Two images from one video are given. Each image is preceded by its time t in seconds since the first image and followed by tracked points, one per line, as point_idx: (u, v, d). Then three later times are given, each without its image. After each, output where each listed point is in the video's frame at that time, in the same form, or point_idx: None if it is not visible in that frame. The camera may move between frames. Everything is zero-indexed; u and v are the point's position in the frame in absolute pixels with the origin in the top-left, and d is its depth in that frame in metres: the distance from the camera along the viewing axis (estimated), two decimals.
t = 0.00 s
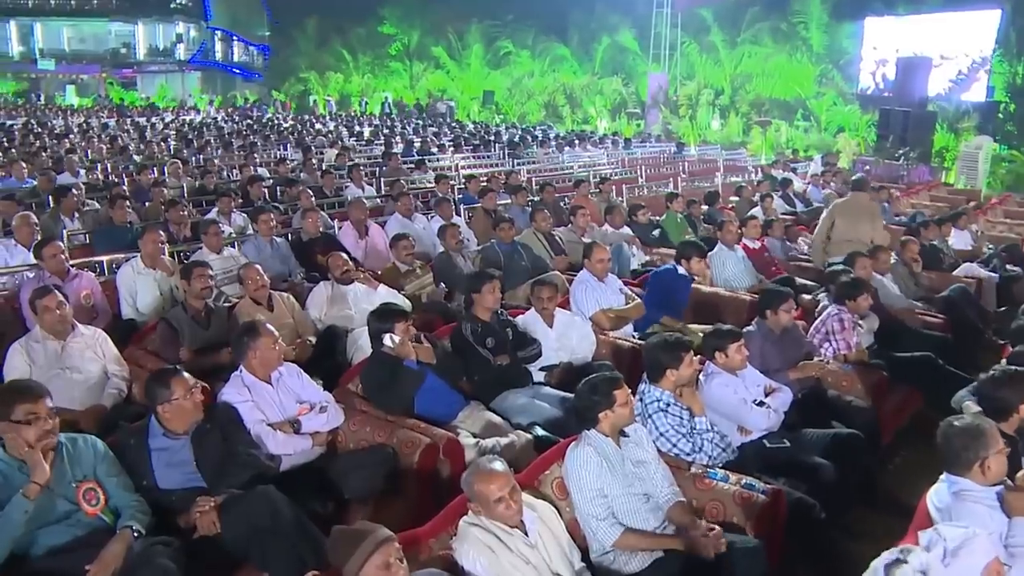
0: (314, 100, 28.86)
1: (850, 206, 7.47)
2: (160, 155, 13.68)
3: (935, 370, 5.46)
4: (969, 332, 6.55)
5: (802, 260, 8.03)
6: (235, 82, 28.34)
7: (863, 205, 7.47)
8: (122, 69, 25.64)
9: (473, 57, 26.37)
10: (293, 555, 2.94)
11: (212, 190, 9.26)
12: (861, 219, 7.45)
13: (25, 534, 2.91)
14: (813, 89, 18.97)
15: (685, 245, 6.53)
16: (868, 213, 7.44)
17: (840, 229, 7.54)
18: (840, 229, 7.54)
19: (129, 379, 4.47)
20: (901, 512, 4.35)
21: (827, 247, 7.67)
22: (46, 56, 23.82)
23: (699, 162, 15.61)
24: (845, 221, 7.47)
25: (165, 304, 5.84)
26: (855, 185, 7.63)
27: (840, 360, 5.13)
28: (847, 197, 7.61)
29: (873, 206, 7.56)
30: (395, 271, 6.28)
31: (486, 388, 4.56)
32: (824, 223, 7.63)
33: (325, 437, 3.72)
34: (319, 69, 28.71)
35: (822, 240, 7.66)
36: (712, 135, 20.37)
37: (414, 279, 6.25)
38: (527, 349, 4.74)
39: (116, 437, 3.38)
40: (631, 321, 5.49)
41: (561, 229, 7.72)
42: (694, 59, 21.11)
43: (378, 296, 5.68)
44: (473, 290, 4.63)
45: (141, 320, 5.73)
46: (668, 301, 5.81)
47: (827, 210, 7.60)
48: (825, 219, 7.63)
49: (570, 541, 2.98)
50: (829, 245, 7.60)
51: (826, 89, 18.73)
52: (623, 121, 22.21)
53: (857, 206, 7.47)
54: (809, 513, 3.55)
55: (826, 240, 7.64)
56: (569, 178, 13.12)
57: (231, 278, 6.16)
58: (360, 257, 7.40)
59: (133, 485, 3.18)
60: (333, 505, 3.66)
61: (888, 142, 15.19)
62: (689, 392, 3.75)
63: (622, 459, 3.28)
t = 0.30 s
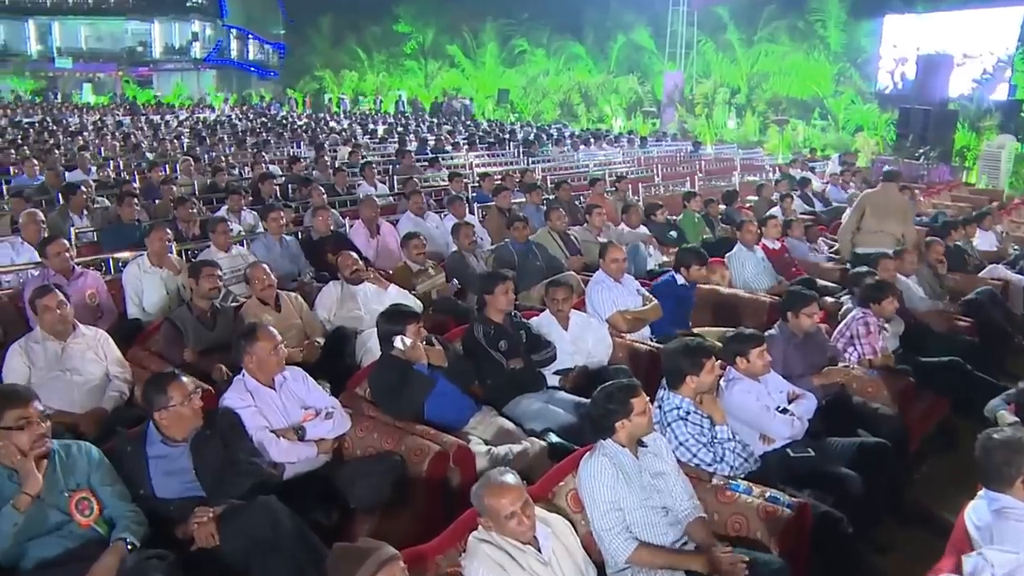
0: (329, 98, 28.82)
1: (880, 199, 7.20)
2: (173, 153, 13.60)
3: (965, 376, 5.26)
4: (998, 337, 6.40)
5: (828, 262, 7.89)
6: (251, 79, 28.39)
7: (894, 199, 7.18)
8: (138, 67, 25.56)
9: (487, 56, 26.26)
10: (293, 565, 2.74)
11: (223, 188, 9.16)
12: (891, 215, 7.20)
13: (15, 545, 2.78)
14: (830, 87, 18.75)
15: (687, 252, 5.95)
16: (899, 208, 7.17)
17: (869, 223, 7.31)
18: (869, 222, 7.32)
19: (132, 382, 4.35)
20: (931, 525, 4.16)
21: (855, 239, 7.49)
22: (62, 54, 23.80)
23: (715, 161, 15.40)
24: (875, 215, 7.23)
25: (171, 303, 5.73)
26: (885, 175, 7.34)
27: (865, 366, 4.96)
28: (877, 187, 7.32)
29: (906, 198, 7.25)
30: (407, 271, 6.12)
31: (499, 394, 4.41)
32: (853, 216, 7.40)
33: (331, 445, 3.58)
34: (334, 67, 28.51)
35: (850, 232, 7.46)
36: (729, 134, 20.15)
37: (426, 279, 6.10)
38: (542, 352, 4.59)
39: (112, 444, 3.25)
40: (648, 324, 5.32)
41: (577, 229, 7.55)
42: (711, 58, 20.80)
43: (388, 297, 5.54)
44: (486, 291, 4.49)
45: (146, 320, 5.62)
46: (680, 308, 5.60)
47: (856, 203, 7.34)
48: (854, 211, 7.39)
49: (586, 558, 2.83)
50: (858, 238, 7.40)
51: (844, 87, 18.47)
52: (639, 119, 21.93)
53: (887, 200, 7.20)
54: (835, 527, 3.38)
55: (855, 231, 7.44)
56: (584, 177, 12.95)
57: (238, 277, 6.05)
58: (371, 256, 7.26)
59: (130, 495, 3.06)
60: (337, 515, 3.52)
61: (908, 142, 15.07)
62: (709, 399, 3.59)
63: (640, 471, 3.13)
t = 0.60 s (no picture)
0: (339, 96, 28.81)
1: (904, 196, 7.13)
2: (182, 151, 13.50)
3: (988, 385, 5.09)
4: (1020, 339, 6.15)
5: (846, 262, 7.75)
6: (262, 78, 28.25)
7: (918, 196, 7.12)
8: (151, 66, 25.43)
9: (498, 54, 26.07)
10: None
11: (230, 185, 9.05)
12: (915, 212, 7.11)
13: None
14: (844, 86, 18.58)
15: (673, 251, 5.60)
16: (923, 205, 7.10)
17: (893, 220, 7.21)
18: (892, 220, 7.21)
19: (130, 384, 4.24)
20: (955, 537, 3.99)
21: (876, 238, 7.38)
22: (76, 52, 23.51)
23: (728, 160, 15.20)
24: (900, 212, 7.14)
25: (174, 303, 5.62)
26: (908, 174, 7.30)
27: (885, 370, 4.80)
28: (900, 185, 7.26)
29: (931, 197, 7.16)
30: (415, 270, 5.97)
31: (507, 398, 4.28)
32: (876, 214, 7.30)
33: (334, 451, 3.45)
34: (345, 65, 28.46)
35: (873, 229, 7.35)
36: (741, 134, 19.60)
37: (434, 279, 5.96)
38: (552, 355, 4.41)
39: (105, 450, 3.12)
40: (662, 325, 5.17)
41: (588, 228, 7.41)
42: (724, 57, 20.45)
43: (395, 297, 5.41)
44: (495, 292, 4.32)
45: (149, 320, 5.51)
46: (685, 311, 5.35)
47: (880, 200, 7.26)
48: (878, 208, 7.30)
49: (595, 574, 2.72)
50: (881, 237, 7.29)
51: (858, 86, 18.27)
52: (651, 118, 21.56)
53: (910, 197, 7.13)
54: (858, 541, 3.23)
55: (878, 229, 7.33)
56: (596, 176, 12.81)
57: (243, 276, 5.93)
58: (378, 255, 7.14)
59: (122, 503, 2.95)
60: (338, 524, 3.38)
61: (924, 141, 14.86)
62: (726, 405, 3.43)
63: (654, 482, 2.98)
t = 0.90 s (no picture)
0: (352, 95, 28.40)
1: (939, 195, 6.94)
2: (192, 148, 13.44)
3: (1016, 393, 4.87)
4: None
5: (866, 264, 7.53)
6: (274, 76, 28.42)
7: (953, 196, 6.94)
8: (164, 64, 26.62)
9: (512, 53, 25.68)
10: None
11: (238, 183, 8.95)
12: (950, 212, 6.93)
13: None
14: (859, 85, 18.35)
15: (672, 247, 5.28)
16: (958, 205, 6.92)
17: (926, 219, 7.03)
18: (925, 220, 7.03)
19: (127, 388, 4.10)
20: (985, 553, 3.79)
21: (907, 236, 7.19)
22: (91, 52, 25.33)
23: (742, 158, 15.01)
24: (933, 212, 6.96)
25: (177, 302, 5.49)
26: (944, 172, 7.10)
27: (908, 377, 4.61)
28: (934, 184, 7.07)
29: (965, 196, 6.99)
30: (422, 270, 5.84)
31: (517, 403, 4.11)
32: (909, 212, 7.11)
33: (335, 460, 3.31)
34: (358, 64, 28.21)
35: (905, 228, 7.16)
36: (755, 133, 19.19)
37: (443, 280, 5.82)
38: (563, 360, 4.27)
39: (94, 459, 2.98)
40: (675, 328, 4.99)
41: (601, 227, 7.24)
42: (738, 56, 20.15)
43: (403, 298, 5.26)
44: (503, 294, 4.16)
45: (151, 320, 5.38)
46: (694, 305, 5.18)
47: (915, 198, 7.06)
48: (911, 206, 7.11)
49: None
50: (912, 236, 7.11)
51: (874, 84, 18.06)
52: (664, 117, 20.98)
53: (945, 196, 6.94)
54: (885, 559, 3.05)
55: (910, 228, 7.15)
56: (609, 175, 12.65)
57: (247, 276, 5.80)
58: (386, 255, 7.00)
59: (110, 516, 2.81)
60: (338, 538, 3.22)
61: (941, 140, 14.47)
62: (745, 414, 3.25)
63: (670, 496, 2.83)
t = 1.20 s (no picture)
0: (365, 93, 28.05)
1: (970, 195, 6.75)
2: (203, 145, 13.41)
3: None
4: None
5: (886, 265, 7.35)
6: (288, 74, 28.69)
7: (982, 195, 6.77)
8: (179, 62, 27.59)
9: (526, 51, 25.43)
10: None
11: (248, 180, 8.86)
12: (980, 211, 6.77)
13: None
14: (877, 84, 18.15)
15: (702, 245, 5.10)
16: (987, 204, 6.77)
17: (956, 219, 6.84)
18: (955, 219, 6.84)
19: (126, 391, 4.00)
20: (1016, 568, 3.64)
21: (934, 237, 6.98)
22: (106, 49, 26.84)
23: (758, 157, 14.86)
24: (964, 212, 6.78)
25: (182, 302, 5.38)
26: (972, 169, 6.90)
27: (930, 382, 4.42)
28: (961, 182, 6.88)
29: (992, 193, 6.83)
30: (432, 270, 5.71)
31: (527, 408, 3.98)
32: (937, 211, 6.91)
33: (338, 468, 3.18)
34: (371, 62, 28.03)
35: (933, 228, 6.95)
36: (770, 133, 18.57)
37: (452, 280, 5.69)
38: (576, 364, 4.10)
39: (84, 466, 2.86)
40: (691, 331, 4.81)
41: (615, 226, 7.09)
42: (753, 54, 19.91)
43: (411, 298, 5.14)
44: (514, 296, 4.04)
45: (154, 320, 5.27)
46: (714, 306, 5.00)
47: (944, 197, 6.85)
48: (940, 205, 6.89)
49: None
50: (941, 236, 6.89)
51: (892, 83, 17.90)
52: (678, 116, 20.49)
53: (975, 195, 6.76)
54: None
55: (938, 228, 6.94)
56: (624, 173, 12.51)
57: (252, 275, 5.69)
58: (396, 254, 6.88)
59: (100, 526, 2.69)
60: (339, 550, 3.12)
61: (960, 140, 14.23)
62: (758, 425, 3.07)
63: (686, 510, 2.68)
